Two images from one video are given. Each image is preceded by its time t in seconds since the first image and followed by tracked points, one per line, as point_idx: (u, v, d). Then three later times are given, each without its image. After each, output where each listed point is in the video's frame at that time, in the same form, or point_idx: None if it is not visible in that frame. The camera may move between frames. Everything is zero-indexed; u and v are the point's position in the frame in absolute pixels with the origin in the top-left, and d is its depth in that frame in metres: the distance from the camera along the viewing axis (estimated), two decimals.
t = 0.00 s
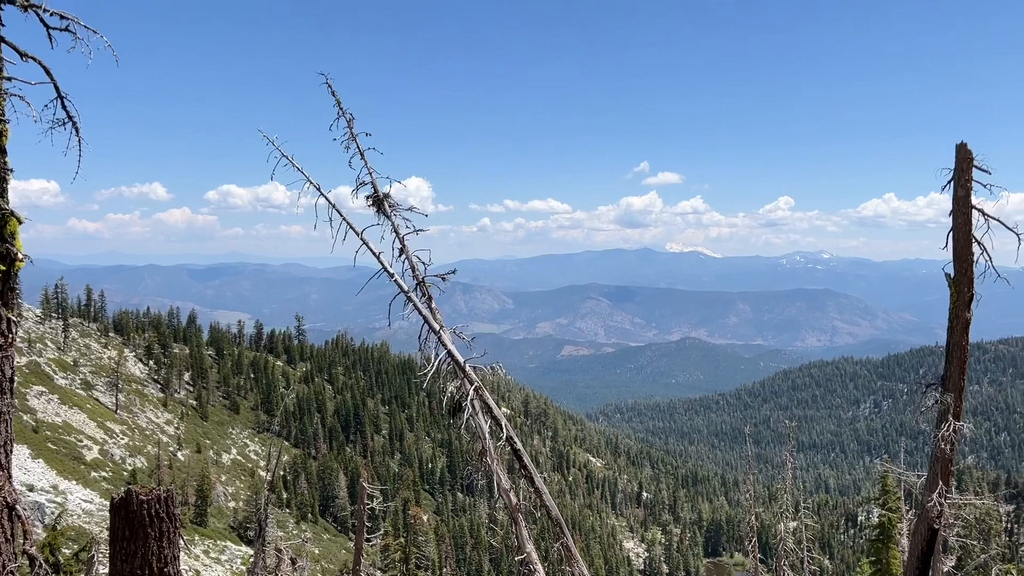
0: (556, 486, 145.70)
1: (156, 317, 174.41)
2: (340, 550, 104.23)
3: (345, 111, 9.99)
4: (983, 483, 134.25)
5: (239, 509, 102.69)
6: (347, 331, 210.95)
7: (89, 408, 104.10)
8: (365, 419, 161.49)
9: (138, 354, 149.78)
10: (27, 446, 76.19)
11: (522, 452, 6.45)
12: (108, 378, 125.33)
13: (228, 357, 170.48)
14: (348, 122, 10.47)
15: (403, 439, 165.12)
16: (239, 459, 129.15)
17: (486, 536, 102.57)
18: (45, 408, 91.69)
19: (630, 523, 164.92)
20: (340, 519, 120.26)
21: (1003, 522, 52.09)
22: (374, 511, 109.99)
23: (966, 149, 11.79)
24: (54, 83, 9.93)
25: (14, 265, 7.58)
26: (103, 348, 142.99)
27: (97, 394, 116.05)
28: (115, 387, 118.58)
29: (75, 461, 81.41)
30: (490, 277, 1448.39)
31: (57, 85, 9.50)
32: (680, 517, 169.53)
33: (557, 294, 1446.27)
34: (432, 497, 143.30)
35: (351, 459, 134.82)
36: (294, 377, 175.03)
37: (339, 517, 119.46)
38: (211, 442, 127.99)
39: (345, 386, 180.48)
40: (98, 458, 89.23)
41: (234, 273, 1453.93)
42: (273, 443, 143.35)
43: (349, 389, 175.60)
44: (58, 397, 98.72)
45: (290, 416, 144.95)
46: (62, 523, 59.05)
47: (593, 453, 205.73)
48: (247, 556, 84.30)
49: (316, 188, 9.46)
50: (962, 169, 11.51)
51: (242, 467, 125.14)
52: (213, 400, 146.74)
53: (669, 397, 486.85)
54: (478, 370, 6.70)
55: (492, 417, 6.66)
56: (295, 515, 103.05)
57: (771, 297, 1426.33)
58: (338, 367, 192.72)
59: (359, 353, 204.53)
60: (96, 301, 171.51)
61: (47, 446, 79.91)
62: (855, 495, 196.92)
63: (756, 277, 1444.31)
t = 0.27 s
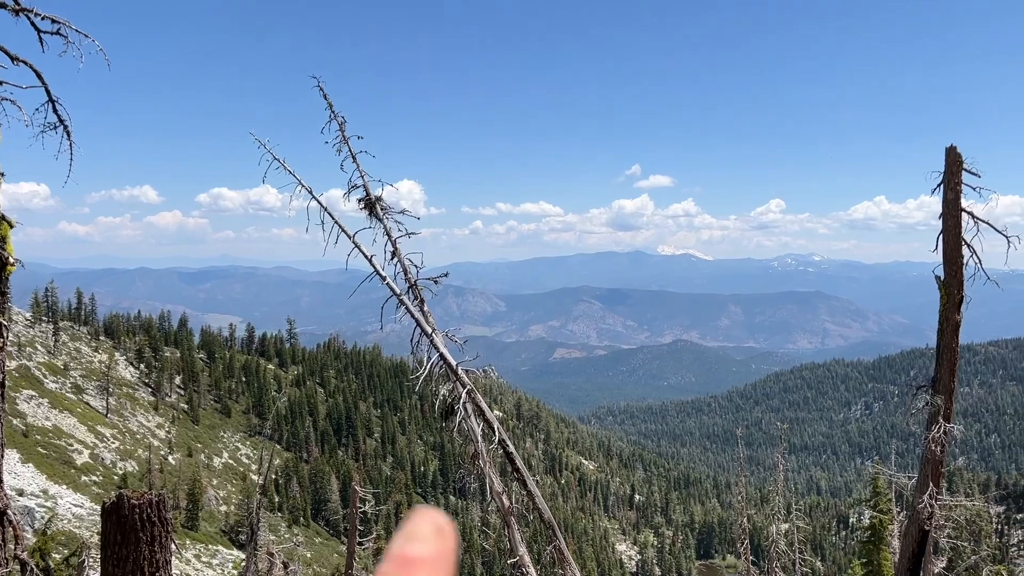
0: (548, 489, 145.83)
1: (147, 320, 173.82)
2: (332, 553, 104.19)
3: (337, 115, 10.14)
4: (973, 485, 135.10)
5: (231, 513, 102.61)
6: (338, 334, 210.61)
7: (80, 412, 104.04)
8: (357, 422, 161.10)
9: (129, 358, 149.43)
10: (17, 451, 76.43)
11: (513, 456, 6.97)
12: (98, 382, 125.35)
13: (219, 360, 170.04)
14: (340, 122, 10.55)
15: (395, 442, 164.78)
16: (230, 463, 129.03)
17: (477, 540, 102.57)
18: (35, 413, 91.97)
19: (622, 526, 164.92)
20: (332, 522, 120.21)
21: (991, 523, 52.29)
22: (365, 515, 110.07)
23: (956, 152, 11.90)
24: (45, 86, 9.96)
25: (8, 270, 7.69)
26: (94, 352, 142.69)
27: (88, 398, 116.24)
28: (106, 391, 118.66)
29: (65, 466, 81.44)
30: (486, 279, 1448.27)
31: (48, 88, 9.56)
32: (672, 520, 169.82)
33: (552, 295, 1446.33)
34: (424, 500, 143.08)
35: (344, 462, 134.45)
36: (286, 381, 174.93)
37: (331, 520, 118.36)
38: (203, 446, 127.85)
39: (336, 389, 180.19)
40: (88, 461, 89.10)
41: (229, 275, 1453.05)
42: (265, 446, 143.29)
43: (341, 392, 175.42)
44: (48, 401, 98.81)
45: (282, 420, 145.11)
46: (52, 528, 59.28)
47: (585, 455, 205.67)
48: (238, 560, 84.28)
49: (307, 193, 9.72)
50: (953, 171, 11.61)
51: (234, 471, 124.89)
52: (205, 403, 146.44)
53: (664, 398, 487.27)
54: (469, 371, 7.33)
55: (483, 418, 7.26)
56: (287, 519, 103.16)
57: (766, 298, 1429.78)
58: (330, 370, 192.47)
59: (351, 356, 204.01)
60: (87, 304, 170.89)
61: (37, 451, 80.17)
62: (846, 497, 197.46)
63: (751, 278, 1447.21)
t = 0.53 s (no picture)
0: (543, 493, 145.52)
1: (141, 323, 173.34)
2: (327, 557, 104.13)
3: (332, 117, 10.20)
4: (967, 486, 135.56)
5: (225, 516, 102.41)
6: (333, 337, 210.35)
7: (73, 415, 103.83)
8: (352, 425, 160.91)
9: (123, 361, 149.19)
10: (9, 455, 76.43)
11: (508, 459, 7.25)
12: (92, 386, 124.93)
13: (213, 363, 169.58)
14: (334, 125, 10.57)
15: (390, 445, 164.66)
16: (225, 467, 128.72)
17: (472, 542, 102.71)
18: (28, 416, 91.92)
19: (618, 528, 164.63)
20: (327, 526, 120.30)
21: (983, 525, 52.22)
22: (360, 518, 110.03)
23: (948, 155, 12.00)
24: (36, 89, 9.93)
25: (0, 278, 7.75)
26: (88, 355, 142.44)
27: (81, 402, 116.16)
28: (100, 394, 118.42)
29: (59, 470, 81.31)
30: (483, 280, 1448.01)
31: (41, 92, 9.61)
32: (667, 522, 170.14)
33: (549, 297, 1446.07)
34: (419, 503, 142.85)
35: (339, 465, 134.23)
36: (280, 384, 174.52)
37: (326, 523, 118.69)
38: (197, 449, 127.55)
39: (331, 393, 180.12)
40: (82, 465, 88.86)
41: (226, 278, 1451.25)
42: (259, 450, 143.23)
43: (336, 396, 175.26)
44: (41, 404, 98.53)
45: (276, 423, 145.11)
46: (45, 533, 59.18)
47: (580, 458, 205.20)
48: (232, 564, 84.17)
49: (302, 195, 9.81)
50: (946, 174, 11.69)
51: (228, 475, 124.59)
52: (199, 407, 146.06)
53: (660, 400, 487.19)
54: (464, 375, 7.66)
55: (477, 422, 7.52)
56: (281, 523, 103.08)
57: (762, 299, 1431.80)
58: (324, 373, 192.30)
59: (346, 359, 203.73)
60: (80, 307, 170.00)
61: (30, 455, 80.15)
62: (841, 500, 197.93)
63: (748, 279, 1449.01)
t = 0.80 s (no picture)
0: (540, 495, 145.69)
1: (137, 326, 173.06)
2: (324, 559, 104.18)
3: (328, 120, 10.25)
4: (963, 487, 135.99)
5: (221, 519, 102.34)
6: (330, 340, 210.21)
7: (69, 419, 103.75)
8: (348, 428, 160.85)
9: (120, 364, 148.99)
10: (5, 458, 76.41)
11: (505, 460, 7.39)
12: (88, 389, 124.75)
13: (210, 365, 169.37)
14: (329, 129, 10.66)
15: (387, 448, 164.58)
16: (221, 469, 128.64)
17: (469, 545, 102.86)
18: (24, 420, 91.85)
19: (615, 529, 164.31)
20: (324, 528, 120.52)
21: (977, 526, 52.36)
22: (357, 520, 110.16)
23: (944, 156, 12.05)
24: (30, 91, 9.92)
25: None
26: (84, 358, 142.26)
27: (77, 405, 116.06)
28: (96, 397, 118.27)
29: (55, 472, 81.23)
30: (481, 281, 1447.96)
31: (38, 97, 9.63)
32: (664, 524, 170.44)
33: (547, 297, 1445.63)
34: (416, 505, 142.77)
35: (336, 467, 134.22)
36: (277, 386, 174.37)
37: (323, 526, 119.41)
38: (193, 452, 127.39)
39: (328, 395, 180.08)
40: (78, 468, 88.73)
41: (223, 279, 1448.94)
42: (256, 452, 143.21)
43: (332, 398, 175.14)
44: (37, 408, 98.46)
45: (273, 426, 145.17)
46: (41, 536, 59.26)
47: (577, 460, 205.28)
48: (229, 567, 84.13)
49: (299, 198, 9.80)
50: (940, 176, 11.74)
51: (225, 478, 124.51)
52: (195, 410, 145.96)
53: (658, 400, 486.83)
54: (461, 376, 7.71)
55: (474, 426, 7.59)
56: (278, 526, 103.13)
57: (760, 300, 1433.20)
58: (321, 376, 192.24)
59: (343, 361, 203.61)
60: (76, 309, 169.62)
61: (26, 458, 80.11)
62: (838, 500, 198.17)
63: (746, 280, 1449.82)
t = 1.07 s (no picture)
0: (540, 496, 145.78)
1: (135, 328, 172.96)
2: (324, 561, 104.24)
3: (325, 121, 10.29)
4: (962, 486, 136.16)
5: (220, 521, 102.28)
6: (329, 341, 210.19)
7: (68, 421, 103.72)
8: (347, 429, 160.83)
9: (118, 366, 148.95)
10: (4, 461, 76.47)
11: (504, 461, 7.39)
12: (86, 391, 124.64)
13: (208, 367, 169.32)
14: (328, 127, 10.65)
15: (386, 449, 164.52)
16: (220, 471, 128.67)
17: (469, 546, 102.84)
18: (22, 422, 91.78)
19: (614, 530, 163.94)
20: (323, 529, 120.67)
21: (977, 526, 52.42)
22: (356, 522, 110.21)
23: (940, 156, 12.07)
24: (24, 88, 9.91)
25: None
26: (82, 360, 142.23)
27: (76, 407, 115.99)
28: (94, 399, 118.17)
29: (53, 475, 81.21)
30: (480, 282, 1447.94)
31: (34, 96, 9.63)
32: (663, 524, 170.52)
33: (546, 298, 1445.55)
34: (415, 506, 142.77)
35: (335, 469, 134.32)
36: (276, 388, 174.36)
37: (322, 527, 119.58)
38: (192, 454, 127.32)
39: (326, 397, 180.11)
40: (77, 471, 88.67)
41: (221, 280, 1448.19)
42: (255, 454, 143.23)
43: (331, 399, 175.15)
44: (35, 410, 98.42)
45: (272, 427, 145.20)
46: (40, 538, 59.33)
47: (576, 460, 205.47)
48: (228, 568, 84.10)
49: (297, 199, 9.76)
50: (937, 175, 11.75)
51: (223, 479, 124.52)
52: (194, 411, 145.93)
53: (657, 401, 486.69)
54: (459, 377, 7.73)
55: (473, 425, 7.60)
56: (277, 528, 103.03)
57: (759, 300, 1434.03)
58: (320, 377, 192.30)
59: (341, 363, 203.57)
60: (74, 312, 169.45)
61: (25, 461, 80.11)
62: (837, 500, 198.31)
63: (745, 280, 1450.33)
